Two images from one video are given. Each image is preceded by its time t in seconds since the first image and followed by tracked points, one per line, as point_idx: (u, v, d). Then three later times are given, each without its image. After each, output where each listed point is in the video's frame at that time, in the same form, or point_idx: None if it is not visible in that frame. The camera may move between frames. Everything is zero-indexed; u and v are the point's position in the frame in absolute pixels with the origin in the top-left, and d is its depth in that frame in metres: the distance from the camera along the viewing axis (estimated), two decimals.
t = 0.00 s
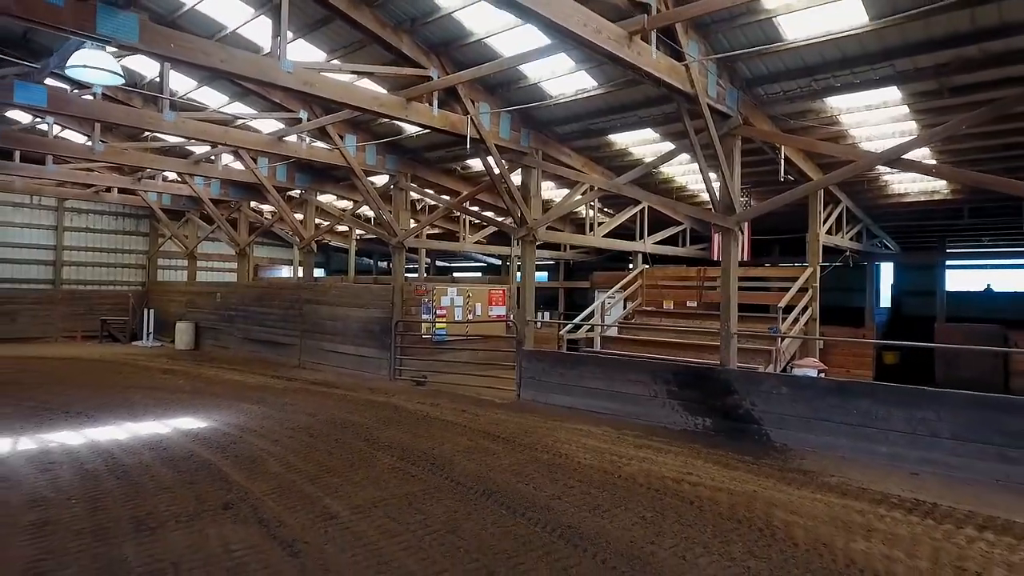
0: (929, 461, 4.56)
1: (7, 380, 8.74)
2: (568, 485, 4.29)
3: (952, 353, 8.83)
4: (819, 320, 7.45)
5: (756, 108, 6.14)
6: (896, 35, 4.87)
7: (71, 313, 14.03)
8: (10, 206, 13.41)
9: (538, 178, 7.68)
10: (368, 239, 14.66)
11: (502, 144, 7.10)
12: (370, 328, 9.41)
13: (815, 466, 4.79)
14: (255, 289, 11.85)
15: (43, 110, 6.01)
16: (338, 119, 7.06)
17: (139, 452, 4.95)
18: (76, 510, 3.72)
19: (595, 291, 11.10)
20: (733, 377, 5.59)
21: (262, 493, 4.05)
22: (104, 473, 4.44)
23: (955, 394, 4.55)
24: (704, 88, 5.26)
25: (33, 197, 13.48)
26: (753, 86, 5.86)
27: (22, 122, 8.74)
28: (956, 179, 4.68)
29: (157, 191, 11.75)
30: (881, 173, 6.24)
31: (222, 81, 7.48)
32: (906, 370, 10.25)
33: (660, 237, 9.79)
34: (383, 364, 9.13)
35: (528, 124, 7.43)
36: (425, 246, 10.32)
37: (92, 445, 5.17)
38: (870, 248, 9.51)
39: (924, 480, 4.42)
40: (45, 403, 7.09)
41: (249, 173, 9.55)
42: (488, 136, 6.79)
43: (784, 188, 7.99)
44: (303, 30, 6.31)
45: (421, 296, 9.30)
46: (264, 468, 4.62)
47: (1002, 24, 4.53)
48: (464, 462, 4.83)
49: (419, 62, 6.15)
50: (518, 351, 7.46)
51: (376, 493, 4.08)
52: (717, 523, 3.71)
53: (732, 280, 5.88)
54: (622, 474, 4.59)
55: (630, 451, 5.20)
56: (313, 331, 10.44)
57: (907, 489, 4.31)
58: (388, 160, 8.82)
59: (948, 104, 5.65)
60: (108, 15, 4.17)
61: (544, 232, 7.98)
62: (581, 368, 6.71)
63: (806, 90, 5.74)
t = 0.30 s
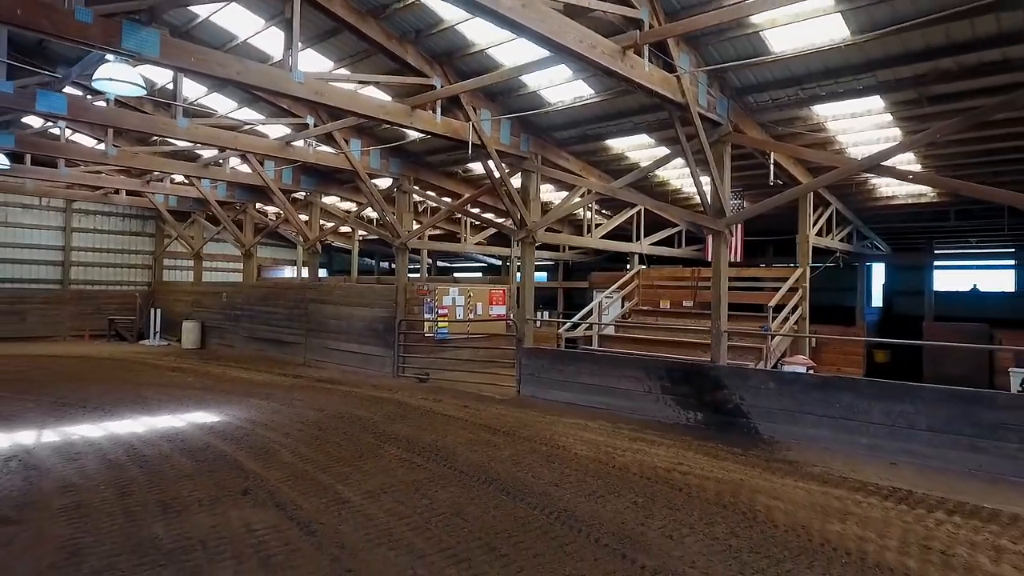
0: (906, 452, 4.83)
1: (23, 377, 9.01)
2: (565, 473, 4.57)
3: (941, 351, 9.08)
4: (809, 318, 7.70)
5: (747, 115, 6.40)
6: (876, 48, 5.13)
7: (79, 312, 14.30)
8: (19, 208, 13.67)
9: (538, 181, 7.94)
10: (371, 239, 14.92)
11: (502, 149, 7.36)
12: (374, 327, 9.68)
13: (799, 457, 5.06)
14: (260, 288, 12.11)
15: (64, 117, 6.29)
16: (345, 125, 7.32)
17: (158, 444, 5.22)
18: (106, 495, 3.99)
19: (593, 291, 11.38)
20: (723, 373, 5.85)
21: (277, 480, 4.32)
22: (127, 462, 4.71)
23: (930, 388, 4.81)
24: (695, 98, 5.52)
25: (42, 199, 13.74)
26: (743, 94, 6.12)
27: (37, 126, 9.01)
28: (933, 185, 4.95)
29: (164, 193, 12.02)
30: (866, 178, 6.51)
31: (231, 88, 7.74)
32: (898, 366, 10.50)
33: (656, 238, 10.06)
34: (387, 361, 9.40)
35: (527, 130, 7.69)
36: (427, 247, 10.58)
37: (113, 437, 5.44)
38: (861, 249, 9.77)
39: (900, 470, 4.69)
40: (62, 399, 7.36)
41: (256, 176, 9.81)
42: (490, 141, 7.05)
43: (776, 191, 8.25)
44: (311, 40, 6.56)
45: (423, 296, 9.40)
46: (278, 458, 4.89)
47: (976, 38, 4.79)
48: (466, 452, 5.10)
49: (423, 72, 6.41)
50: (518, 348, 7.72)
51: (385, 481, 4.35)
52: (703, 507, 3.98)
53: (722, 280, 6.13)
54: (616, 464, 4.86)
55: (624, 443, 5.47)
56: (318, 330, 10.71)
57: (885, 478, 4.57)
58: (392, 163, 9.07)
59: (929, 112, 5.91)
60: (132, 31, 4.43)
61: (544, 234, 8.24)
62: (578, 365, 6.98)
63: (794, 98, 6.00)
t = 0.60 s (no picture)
0: (885, 443, 5.11)
1: (37, 374, 9.27)
2: (562, 462, 4.85)
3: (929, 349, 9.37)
4: (799, 317, 7.97)
5: (737, 122, 6.67)
6: (858, 61, 5.40)
7: (87, 312, 14.57)
8: (29, 209, 13.94)
9: (537, 184, 8.21)
10: (374, 240, 15.19)
11: (503, 154, 7.63)
12: (378, 326, 9.95)
13: (785, 448, 5.34)
14: (266, 288, 12.38)
15: (83, 124, 6.58)
16: (351, 131, 7.60)
17: (176, 435, 5.49)
18: (132, 482, 4.28)
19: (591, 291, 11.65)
20: (713, 369, 6.13)
21: (291, 469, 4.59)
22: (148, 452, 4.99)
23: (908, 383, 5.08)
24: (686, 106, 5.80)
25: (51, 201, 14.00)
26: (733, 102, 6.39)
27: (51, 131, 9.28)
28: (911, 190, 5.22)
29: (172, 196, 12.30)
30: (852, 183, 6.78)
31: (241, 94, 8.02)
32: (889, 364, 10.78)
33: (652, 239, 10.34)
34: (390, 360, 9.66)
35: (527, 135, 7.96)
36: (430, 248, 10.85)
37: (132, 429, 5.72)
38: (851, 250, 10.05)
39: (879, 460, 4.96)
40: (78, 395, 7.64)
41: (262, 179, 10.08)
42: (491, 147, 7.33)
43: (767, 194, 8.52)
44: (319, 50, 6.83)
45: (425, 296, 9.67)
46: (291, 449, 5.17)
47: (951, 52, 5.06)
48: (469, 444, 5.38)
49: (427, 80, 6.69)
50: (518, 346, 8.00)
51: (393, 469, 4.63)
52: (691, 492, 4.26)
53: (713, 280, 6.41)
54: (610, 454, 5.14)
55: (619, 436, 5.74)
56: (322, 329, 10.97)
57: (863, 467, 4.85)
58: (395, 167, 9.34)
59: (910, 120, 6.18)
60: (153, 45, 4.72)
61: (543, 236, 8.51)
62: (576, 362, 7.25)
63: (781, 107, 6.27)
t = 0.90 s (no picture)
0: (866, 435, 5.38)
1: (50, 372, 9.55)
2: (559, 453, 5.13)
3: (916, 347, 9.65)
4: (789, 316, 8.24)
5: (728, 129, 6.94)
6: (841, 72, 5.67)
7: (95, 311, 14.85)
8: (38, 211, 14.22)
9: (536, 188, 8.49)
10: (376, 241, 15.47)
11: (503, 159, 7.90)
12: (381, 325, 10.22)
13: (771, 441, 5.61)
14: (271, 288, 12.66)
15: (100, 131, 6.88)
16: (357, 137, 7.88)
17: (192, 428, 5.77)
18: (155, 470, 4.56)
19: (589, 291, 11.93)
20: (704, 366, 6.41)
21: (303, 459, 4.87)
22: (167, 443, 5.27)
23: (888, 378, 5.36)
24: (678, 115, 6.07)
25: (59, 202, 14.28)
26: (723, 110, 6.66)
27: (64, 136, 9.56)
28: (891, 195, 5.49)
29: (180, 198, 12.58)
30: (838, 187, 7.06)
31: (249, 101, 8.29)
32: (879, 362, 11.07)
33: (648, 241, 10.61)
34: (393, 357, 9.93)
35: (526, 140, 8.23)
36: (432, 248, 11.13)
37: (149, 422, 5.99)
38: (842, 251, 10.32)
39: (859, 451, 5.24)
40: (93, 391, 7.91)
41: (269, 182, 10.36)
42: (491, 152, 7.61)
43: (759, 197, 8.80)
44: (326, 60, 7.11)
45: (427, 296, 10.13)
46: (302, 441, 5.45)
47: (929, 64, 5.32)
48: (470, 436, 5.66)
49: (430, 89, 6.97)
50: (518, 344, 8.28)
51: (399, 459, 4.91)
52: (679, 480, 4.54)
53: (704, 280, 6.68)
54: (605, 446, 5.42)
55: (614, 429, 6.02)
56: (327, 328, 11.25)
57: (844, 457, 5.13)
58: (398, 170, 9.62)
59: (893, 127, 6.45)
60: (171, 59, 4.99)
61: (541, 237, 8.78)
62: (573, 359, 7.52)
63: (770, 114, 6.55)
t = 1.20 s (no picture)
0: (848, 427, 5.66)
1: (63, 369, 9.81)
2: (555, 444, 5.42)
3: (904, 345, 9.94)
4: (780, 315, 8.52)
5: (719, 134, 7.21)
6: (825, 82, 5.94)
7: (102, 311, 15.12)
8: (47, 212, 14.50)
9: (535, 191, 8.77)
10: (379, 242, 15.75)
11: (503, 163, 8.18)
12: (384, 324, 10.50)
13: (758, 433, 5.89)
14: (276, 288, 12.94)
15: (117, 137, 7.19)
16: (362, 142, 8.16)
17: (208, 421, 6.06)
18: (175, 459, 4.84)
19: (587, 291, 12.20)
20: (696, 362, 6.69)
21: (314, 450, 5.15)
22: (184, 435, 5.56)
23: (870, 373, 5.63)
24: (671, 122, 6.35)
25: (68, 204, 14.55)
26: (715, 117, 6.93)
27: (77, 140, 9.82)
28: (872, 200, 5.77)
29: (187, 200, 12.86)
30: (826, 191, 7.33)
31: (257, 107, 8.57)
32: (869, 360, 11.36)
33: (645, 242, 10.88)
34: (397, 355, 10.21)
35: (525, 145, 8.51)
36: (434, 249, 11.41)
37: (165, 416, 6.27)
38: (833, 252, 10.60)
39: (841, 442, 5.52)
40: (107, 387, 8.19)
41: (275, 184, 10.63)
42: (492, 157, 7.89)
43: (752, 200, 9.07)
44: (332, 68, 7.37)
45: (430, 295, 10.28)
46: (312, 433, 5.73)
47: (908, 75, 5.59)
48: (472, 429, 5.94)
49: (433, 96, 7.25)
50: (517, 342, 8.57)
51: (405, 450, 5.19)
52: (669, 469, 4.82)
53: (696, 280, 6.96)
54: (600, 438, 5.70)
55: (609, 422, 6.30)
56: (331, 327, 11.52)
57: (827, 449, 5.41)
58: (402, 174, 9.89)
59: (878, 134, 6.72)
60: (189, 71, 5.28)
61: (540, 239, 9.06)
62: (571, 356, 7.81)
63: (759, 121, 6.82)
